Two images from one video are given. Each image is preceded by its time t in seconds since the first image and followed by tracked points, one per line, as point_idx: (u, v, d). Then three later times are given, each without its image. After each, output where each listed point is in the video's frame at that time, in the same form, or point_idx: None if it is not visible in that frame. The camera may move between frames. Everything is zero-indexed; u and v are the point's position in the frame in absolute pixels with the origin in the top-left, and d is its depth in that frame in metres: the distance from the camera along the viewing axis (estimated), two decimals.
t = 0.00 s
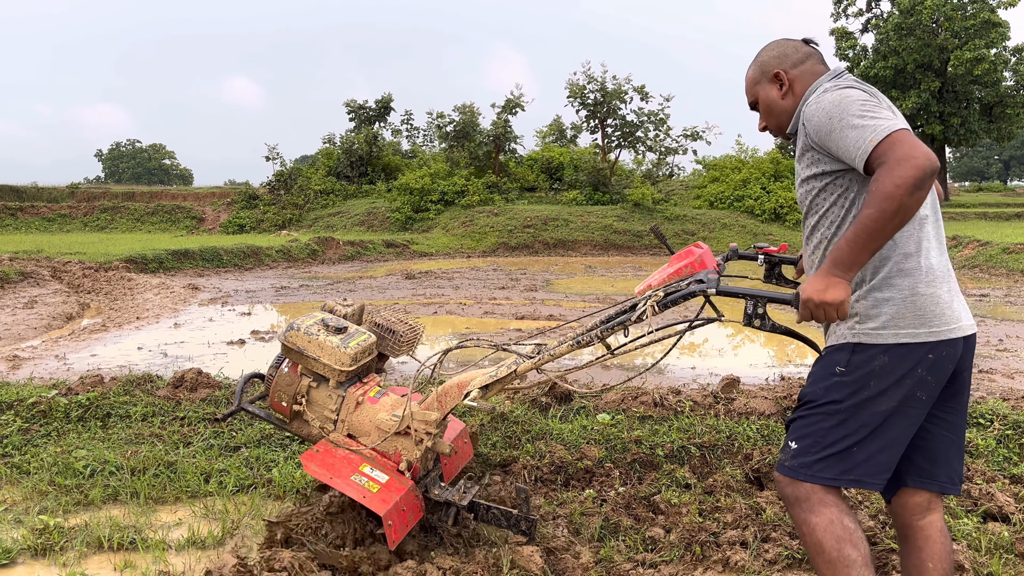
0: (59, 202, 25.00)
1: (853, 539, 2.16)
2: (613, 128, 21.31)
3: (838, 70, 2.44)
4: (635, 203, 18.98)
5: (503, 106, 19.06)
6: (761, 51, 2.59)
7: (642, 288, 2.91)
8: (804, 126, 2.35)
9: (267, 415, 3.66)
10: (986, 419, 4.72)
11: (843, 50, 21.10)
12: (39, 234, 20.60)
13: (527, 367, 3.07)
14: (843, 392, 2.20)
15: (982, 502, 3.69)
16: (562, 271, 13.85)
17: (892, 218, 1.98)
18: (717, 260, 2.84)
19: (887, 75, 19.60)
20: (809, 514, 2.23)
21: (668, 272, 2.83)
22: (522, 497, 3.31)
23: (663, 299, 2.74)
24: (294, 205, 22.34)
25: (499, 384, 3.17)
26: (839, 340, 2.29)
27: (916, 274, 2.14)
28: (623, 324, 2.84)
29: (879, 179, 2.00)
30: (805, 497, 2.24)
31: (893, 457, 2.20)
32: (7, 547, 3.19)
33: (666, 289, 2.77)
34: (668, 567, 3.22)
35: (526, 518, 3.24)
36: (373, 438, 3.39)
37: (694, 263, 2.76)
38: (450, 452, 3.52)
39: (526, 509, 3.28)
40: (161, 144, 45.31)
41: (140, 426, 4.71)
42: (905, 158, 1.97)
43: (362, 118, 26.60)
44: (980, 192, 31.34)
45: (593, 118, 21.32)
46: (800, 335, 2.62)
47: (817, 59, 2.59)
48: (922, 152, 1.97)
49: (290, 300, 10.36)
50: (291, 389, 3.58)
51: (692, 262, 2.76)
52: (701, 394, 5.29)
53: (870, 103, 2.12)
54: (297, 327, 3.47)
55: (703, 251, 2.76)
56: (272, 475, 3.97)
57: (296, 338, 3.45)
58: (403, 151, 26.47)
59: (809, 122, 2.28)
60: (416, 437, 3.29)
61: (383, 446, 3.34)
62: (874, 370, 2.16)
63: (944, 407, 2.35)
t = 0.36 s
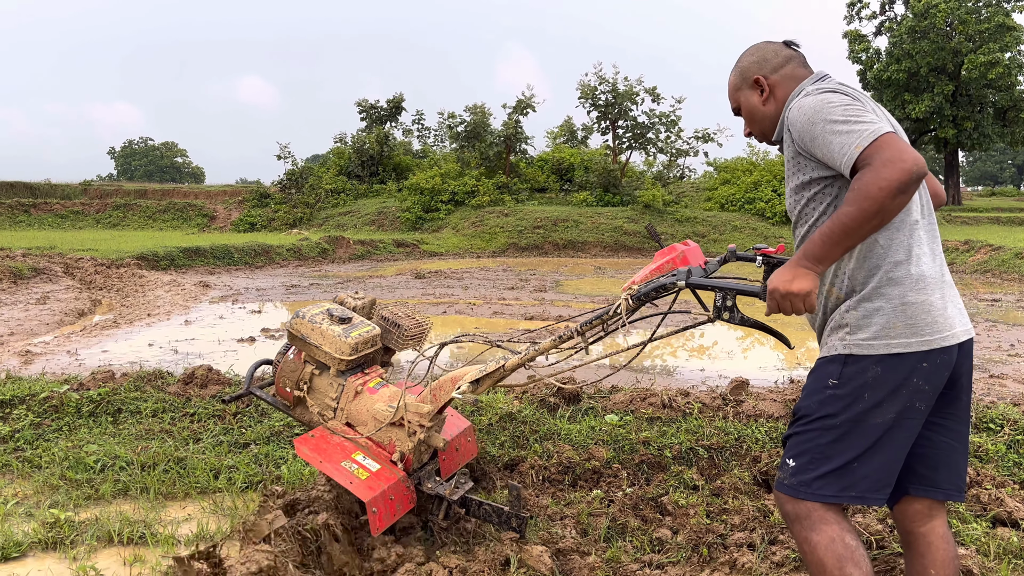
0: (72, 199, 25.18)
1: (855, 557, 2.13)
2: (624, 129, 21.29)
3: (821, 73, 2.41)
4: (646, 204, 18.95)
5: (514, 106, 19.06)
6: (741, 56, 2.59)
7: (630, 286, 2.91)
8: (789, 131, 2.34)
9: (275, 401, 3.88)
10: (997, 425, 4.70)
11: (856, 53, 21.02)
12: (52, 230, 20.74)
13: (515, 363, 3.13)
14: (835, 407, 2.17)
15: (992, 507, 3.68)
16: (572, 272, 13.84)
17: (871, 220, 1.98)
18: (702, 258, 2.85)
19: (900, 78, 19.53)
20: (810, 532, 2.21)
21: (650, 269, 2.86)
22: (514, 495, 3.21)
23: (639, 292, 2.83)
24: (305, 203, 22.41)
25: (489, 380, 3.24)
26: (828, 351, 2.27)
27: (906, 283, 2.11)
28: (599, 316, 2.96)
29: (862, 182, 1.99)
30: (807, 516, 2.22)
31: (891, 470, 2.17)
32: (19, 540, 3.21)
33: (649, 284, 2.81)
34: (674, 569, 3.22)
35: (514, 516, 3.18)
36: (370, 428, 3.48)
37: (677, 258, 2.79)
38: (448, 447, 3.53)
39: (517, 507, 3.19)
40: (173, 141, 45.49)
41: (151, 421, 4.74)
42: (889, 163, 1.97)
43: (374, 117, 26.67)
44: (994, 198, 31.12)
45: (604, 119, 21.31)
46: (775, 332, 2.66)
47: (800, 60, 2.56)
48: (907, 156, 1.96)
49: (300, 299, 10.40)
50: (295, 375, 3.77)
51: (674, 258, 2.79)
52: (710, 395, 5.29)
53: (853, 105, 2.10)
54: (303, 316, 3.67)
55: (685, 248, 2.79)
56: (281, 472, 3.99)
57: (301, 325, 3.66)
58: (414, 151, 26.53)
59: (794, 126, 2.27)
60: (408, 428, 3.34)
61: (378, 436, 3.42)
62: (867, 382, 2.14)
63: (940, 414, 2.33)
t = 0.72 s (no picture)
0: (83, 197, 25.33)
1: (868, 570, 2.12)
2: (634, 133, 21.29)
3: (805, 70, 2.40)
4: (655, 209, 18.92)
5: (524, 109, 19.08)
6: (726, 52, 2.59)
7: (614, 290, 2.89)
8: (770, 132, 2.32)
9: (260, 407, 3.86)
10: (1006, 435, 4.69)
11: (867, 59, 20.97)
12: (63, 228, 20.88)
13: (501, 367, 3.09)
14: (836, 414, 2.15)
15: (999, 518, 3.67)
16: (580, 276, 13.85)
17: (851, 235, 1.99)
18: (685, 265, 2.80)
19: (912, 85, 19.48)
20: (824, 543, 2.18)
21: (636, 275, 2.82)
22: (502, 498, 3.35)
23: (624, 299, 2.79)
24: (315, 204, 22.47)
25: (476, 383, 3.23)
26: (819, 355, 2.27)
27: (893, 282, 2.12)
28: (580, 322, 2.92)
29: (839, 198, 2.00)
30: (824, 529, 2.19)
31: (898, 473, 2.14)
32: (27, 539, 3.23)
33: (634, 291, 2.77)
34: None
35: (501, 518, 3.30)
36: (358, 432, 3.49)
37: (660, 266, 2.74)
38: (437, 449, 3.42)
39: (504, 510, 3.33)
40: (184, 141, 45.67)
41: (159, 422, 4.76)
42: (866, 177, 1.96)
43: (384, 119, 26.74)
44: (1006, 205, 30.97)
45: (614, 123, 21.31)
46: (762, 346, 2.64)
47: (785, 56, 2.57)
48: (884, 171, 1.95)
49: (308, 300, 10.43)
50: (282, 380, 3.77)
51: (658, 264, 2.74)
52: (717, 402, 5.28)
53: (832, 112, 2.07)
54: (288, 321, 3.68)
55: (669, 254, 2.74)
56: (288, 474, 4.00)
57: (287, 331, 3.67)
58: (423, 153, 26.58)
59: (774, 126, 2.25)
60: (395, 430, 3.34)
61: (366, 439, 3.42)
62: (863, 385, 2.13)
63: (933, 411, 2.33)
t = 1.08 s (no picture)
0: (95, 199, 25.47)
1: None
2: (644, 140, 21.28)
3: (810, 70, 2.39)
4: (664, 216, 18.89)
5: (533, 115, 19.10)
6: (731, 47, 2.57)
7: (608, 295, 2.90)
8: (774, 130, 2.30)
9: (262, 413, 3.93)
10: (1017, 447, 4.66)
11: (879, 68, 20.89)
12: (75, 230, 20.99)
13: (498, 376, 3.08)
14: (854, 425, 2.13)
15: (1010, 530, 3.65)
16: (588, 283, 13.85)
17: (847, 238, 1.98)
18: (678, 267, 2.85)
19: (924, 94, 19.41)
20: (845, 556, 2.17)
21: (630, 280, 2.84)
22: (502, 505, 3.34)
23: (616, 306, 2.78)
24: (325, 209, 22.53)
25: (472, 392, 3.25)
26: (825, 363, 2.25)
27: (903, 289, 2.11)
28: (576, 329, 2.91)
29: (838, 200, 1.99)
30: (845, 542, 2.17)
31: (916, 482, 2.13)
32: (37, 539, 3.25)
33: (628, 295, 2.78)
34: None
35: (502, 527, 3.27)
36: (356, 440, 3.49)
37: (654, 270, 2.77)
38: (435, 457, 3.49)
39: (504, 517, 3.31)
40: (195, 144, 45.88)
41: (168, 424, 4.78)
42: (868, 179, 1.94)
43: (395, 124, 26.82)
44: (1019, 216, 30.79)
45: (624, 130, 21.31)
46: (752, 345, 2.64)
47: (790, 55, 2.55)
48: (887, 174, 1.93)
49: (317, 304, 10.46)
50: (280, 388, 3.82)
51: (652, 269, 2.77)
52: (726, 411, 5.27)
53: (836, 113, 2.05)
54: (286, 330, 3.68)
55: (663, 258, 2.78)
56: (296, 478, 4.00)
57: (284, 339, 3.67)
58: (433, 158, 26.64)
59: (779, 126, 2.24)
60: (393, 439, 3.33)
61: (365, 448, 3.41)
62: (876, 394, 2.11)
63: (945, 417, 2.37)
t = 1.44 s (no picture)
0: (111, 204, 25.66)
1: None
2: (657, 148, 21.25)
3: (812, 69, 2.38)
4: (678, 224, 18.84)
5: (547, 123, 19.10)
6: (735, 50, 2.56)
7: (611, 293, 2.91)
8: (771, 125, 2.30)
9: (268, 414, 3.89)
10: None
11: (895, 76, 20.81)
12: (91, 234, 21.14)
13: (503, 376, 3.11)
14: (870, 435, 2.11)
15: None
16: (601, 290, 13.84)
17: (840, 228, 1.98)
18: (683, 266, 2.82)
19: (940, 103, 19.32)
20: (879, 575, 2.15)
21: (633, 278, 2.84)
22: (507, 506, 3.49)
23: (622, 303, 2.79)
24: (339, 215, 22.61)
25: (477, 394, 3.26)
26: (829, 366, 2.23)
27: (903, 289, 2.09)
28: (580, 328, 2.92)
29: (830, 189, 1.98)
30: (879, 556, 2.14)
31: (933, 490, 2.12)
32: (51, 541, 3.26)
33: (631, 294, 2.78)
34: None
35: (509, 527, 3.44)
36: (364, 441, 3.53)
37: (657, 268, 2.76)
38: (442, 458, 3.56)
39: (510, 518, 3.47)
40: (211, 150, 46.20)
41: (181, 428, 4.79)
42: (858, 168, 1.94)
43: (409, 131, 26.92)
44: None
45: (638, 137, 21.28)
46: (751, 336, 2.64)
47: (794, 58, 2.55)
48: (878, 164, 1.92)
49: (331, 310, 10.49)
50: (290, 390, 3.79)
51: (655, 267, 2.76)
52: (740, 420, 5.24)
53: (829, 103, 2.06)
54: (296, 331, 3.68)
55: (666, 256, 2.76)
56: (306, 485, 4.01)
57: (294, 340, 3.67)
58: (447, 165, 26.70)
59: (776, 118, 2.24)
60: (401, 440, 3.38)
61: (372, 448, 3.46)
62: (890, 402, 2.09)
63: (953, 422, 2.33)
